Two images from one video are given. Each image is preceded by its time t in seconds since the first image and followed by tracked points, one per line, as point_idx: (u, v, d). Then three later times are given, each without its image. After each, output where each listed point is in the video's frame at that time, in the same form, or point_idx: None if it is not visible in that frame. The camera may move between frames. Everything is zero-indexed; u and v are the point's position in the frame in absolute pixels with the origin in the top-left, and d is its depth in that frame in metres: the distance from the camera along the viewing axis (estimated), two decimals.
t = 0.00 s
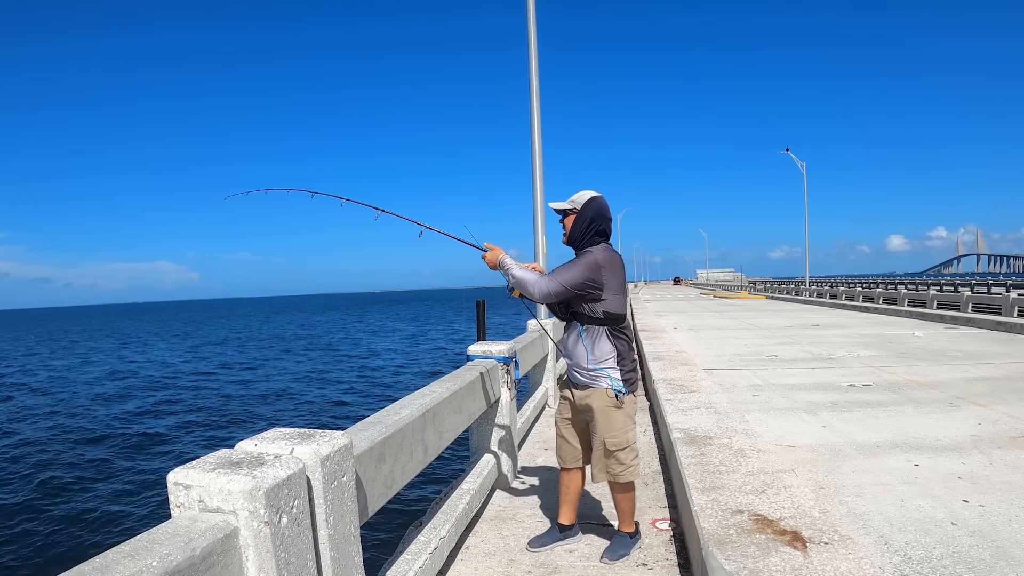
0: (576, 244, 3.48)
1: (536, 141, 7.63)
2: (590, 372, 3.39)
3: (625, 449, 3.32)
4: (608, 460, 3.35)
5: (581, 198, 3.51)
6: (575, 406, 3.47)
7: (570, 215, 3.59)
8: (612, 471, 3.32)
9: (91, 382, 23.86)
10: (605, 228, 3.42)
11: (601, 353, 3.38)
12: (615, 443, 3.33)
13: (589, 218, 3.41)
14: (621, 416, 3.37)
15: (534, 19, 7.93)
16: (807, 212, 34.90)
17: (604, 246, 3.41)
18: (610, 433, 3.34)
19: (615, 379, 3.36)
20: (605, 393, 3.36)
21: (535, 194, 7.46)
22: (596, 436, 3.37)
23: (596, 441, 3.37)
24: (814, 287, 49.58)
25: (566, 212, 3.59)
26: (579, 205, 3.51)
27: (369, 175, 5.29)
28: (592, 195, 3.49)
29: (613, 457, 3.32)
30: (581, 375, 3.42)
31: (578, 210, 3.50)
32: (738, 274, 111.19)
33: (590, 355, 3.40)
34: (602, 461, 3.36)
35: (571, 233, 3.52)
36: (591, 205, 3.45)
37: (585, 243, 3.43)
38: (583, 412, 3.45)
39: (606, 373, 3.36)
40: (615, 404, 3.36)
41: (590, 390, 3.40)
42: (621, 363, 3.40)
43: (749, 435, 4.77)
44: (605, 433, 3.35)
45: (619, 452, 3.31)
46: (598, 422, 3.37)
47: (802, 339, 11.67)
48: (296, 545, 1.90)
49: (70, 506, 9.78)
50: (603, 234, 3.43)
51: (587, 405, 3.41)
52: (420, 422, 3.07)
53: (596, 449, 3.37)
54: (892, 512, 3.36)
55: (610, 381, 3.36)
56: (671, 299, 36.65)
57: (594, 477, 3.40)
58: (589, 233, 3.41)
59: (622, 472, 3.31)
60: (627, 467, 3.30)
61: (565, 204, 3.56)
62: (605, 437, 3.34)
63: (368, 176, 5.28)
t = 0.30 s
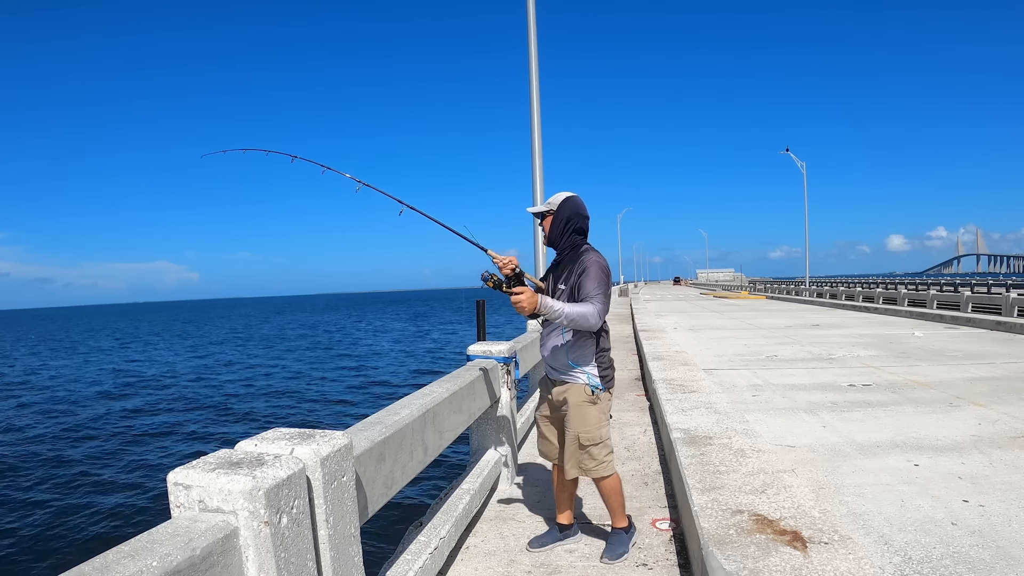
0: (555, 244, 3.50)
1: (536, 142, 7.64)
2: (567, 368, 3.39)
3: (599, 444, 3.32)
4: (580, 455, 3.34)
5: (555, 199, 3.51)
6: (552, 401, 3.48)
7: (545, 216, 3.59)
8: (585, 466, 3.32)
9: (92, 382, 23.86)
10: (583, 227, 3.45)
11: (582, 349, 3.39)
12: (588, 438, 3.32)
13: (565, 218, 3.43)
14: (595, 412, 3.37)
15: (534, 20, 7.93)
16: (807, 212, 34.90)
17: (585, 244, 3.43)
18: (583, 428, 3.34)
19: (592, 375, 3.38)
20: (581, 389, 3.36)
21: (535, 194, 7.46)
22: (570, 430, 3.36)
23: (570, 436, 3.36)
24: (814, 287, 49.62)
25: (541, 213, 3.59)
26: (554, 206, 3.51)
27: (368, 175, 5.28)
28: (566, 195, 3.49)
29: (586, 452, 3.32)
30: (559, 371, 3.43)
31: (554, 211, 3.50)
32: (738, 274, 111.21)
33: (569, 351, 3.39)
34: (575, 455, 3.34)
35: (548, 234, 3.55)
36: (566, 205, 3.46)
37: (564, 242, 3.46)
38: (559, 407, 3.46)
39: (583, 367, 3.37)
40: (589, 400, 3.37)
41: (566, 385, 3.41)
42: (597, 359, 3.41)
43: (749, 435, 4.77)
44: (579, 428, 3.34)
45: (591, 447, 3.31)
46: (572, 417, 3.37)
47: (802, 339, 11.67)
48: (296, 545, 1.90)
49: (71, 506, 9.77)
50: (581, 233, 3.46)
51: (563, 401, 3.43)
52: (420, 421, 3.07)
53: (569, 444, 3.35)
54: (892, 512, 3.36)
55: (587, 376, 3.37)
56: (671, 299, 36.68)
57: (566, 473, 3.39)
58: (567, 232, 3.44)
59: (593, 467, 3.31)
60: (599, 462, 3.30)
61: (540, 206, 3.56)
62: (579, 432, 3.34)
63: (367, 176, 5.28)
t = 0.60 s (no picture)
0: (546, 244, 3.49)
1: (536, 141, 7.63)
2: (562, 367, 3.38)
3: (600, 442, 3.32)
4: (582, 454, 3.33)
5: (548, 199, 3.51)
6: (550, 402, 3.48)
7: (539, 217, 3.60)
8: (587, 465, 3.32)
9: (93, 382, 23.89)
10: (573, 227, 3.43)
11: (573, 347, 3.38)
12: (590, 436, 3.33)
13: (555, 218, 3.42)
14: (593, 409, 3.38)
15: (534, 20, 7.93)
16: (807, 212, 34.94)
17: (575, 243, 3.42)
18: (584, 426, 3.34)
19: (587, 373, 3.36)
20: (578, 388, 3.35)
21: (536, 194, 7.47)
22: (570, 430, 3.36)
23: (570, 435, 3.36)
24: (814, 287, 49.62)
25: (535, 215, 3.60)
26: (546, 206, 3.51)
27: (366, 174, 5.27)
28: (558, 195, 3.49)
29: (588, 451, 3.32)
30: (554, 372, 3.42)
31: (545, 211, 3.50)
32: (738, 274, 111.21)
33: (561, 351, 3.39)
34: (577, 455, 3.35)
35: (540, 234, 3.55)
36: (557, 205, 3.46)
37: (553, 241, 3.44)
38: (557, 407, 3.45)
39: (579, 367, 3.36)
40: (587, 398, 3.37)
41: (563, 384, 3.40)
42: (593, 359, 3.40)
43: (749, 435, 4.78)
44: (579, 427, 3.34)
45: (593, 445, 3.32)
46: (570, 416, 3.37)
47: (802, 339, 11.68)
48: (296, 545, 1.90)
49: (72, 506, 9.79)
50: (571, 232, 3.44)
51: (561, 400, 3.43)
52: (420, 422, 3.07)
53: (570, 444, 3.35)
54: (892, 512, 3.36)
55: (582, 375, 3.35)
56: (671, 299, 36.71)
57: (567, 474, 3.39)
58: (557, 232, 3.42)
59: (597, 465, 3.31)
60: (601, 461, 3.30)
61: (533, 207, 3.57)
62: (579, 431, 3.34)
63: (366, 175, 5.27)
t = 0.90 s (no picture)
0: (540, 245, 3.49)
1: (536, 141, 7.62)
2: (554, 367, 3.39)
3: (591, 442, 3.31)
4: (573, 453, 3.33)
5: (539, 200, 3.52)
6: (543, 401, 3.49)
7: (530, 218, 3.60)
8: (579, 464, 3.32)
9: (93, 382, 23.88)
10: (567, 227, 3.44)
11: (567, 347, 3.37)
12: (581, 436, 3.32)
13: (547, 218, 3.43)
14: (585, 409, 3.36)
15: (534, 19, 7.91)
16: (807, 212, 34.92)
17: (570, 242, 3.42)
18: (575, 426, 3.34)
19: (579, 373, 3.34)
20: (569, 387, 3.35)
21: (535, 193, 7.46)
22: (561, 430, 3.37)
23: (562, 435, 3.37)
24: (814, 287, 49.61)
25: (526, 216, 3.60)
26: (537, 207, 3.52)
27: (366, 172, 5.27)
28: (549, 196, 3.50)
29: (579, 451, 3.32)
30: (547, 371, 3.42)
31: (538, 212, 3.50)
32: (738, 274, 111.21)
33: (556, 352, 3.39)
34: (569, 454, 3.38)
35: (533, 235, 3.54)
36: (549, 205, 3.46)
37: (550, 242, 3.44)
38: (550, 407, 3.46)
39: (571, 366, 3.35)
40: (578, 397, 3.36)
41: (555, 384, 3.40)
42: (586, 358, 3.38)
43: (749, 436, 4.78)
44: (570, 427, 3.35)
45: (584, 445, 3.31)
46: (562, 416, 3.38)
47: (802, 339, 11.68)
48: (296, 545, 1.90)
49: (72, 506, 9.79)
50: (566, 232, 3.45)
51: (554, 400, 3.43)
52: (420, 422, 3.07)
53: (562, 443, 3.38)
54: (892, 512, 3.36)
55: (574, 374, 3.35)
56: (671, 299, 36.74)
57: (561, 473, 3.43)
58: (550, 232, 3.43)
59: (588, 465, 3.30)
60: (592, 461, 3.29)
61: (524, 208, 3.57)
62: (570, 430, 3.34)
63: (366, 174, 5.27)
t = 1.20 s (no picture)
0: (547, 250, 3.49)
1: (536, 141, 7.64)
2: (573, 372, 3.39)
3: (612, 446, 3.30)
4: (595, 457, 3.30)
5: (545, 204, 3.52)
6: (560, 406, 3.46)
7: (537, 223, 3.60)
8: (600, 468, 3.27)
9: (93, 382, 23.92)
10: (573, 230, 3.43)
11: (587, 352, 3.39)
12: (603, 440, 3.31)
13: (554, 223, 3.43)
14: (606, 412, 3.37)
15: (534, 20, 7.94)
16: (808, 211, 34.94)
17: (577, 246, 3.40)
18: (596, 429, 3.32)
19: (600, 377, 3.37)
20: (591, 391, 3.36)
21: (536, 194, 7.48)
22: (583, 434, 3.35)
23: (583, 440, 3.35)
24: (814, 287, 49.66)
25: (533, 220, 3.60)
26: (544, 211, 3.52)
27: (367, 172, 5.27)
28: (555, 200, 3.50)
29: (601, 455, 3.29)
30: (566, 377, 3.42)
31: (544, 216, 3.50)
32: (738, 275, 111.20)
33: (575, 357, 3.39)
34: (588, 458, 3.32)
35: (540, 240, 3.54)
36: (555, 209, 3.47)
37: (555, 246, 3.43)
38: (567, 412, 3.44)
39: (592, 371, 3.37)
40: (599, 401, 3.37)
41: (575, 389, 3.40)
42: (606, 362, 3.42)
43: (749, 436, 4.78)
44: (593, 431, 3.33)
45: (606, 449, 3.29)
46: (583, 420, 3.36)
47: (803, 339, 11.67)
48: (296, 545, 1.90)
49: (73, 506, 9.81)
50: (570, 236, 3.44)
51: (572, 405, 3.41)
52: (420, 422, 3.07)
53: (583, 447, 3.34)
54: (892, 512, 3.36)
55: (596, 379, 3.36)
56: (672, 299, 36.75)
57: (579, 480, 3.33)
58: (556, 237, 3.42)
59: (610, 468, 3.26)
60: (614, 464, 3.27)
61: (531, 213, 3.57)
62: (592, 435, 3.32)
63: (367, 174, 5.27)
